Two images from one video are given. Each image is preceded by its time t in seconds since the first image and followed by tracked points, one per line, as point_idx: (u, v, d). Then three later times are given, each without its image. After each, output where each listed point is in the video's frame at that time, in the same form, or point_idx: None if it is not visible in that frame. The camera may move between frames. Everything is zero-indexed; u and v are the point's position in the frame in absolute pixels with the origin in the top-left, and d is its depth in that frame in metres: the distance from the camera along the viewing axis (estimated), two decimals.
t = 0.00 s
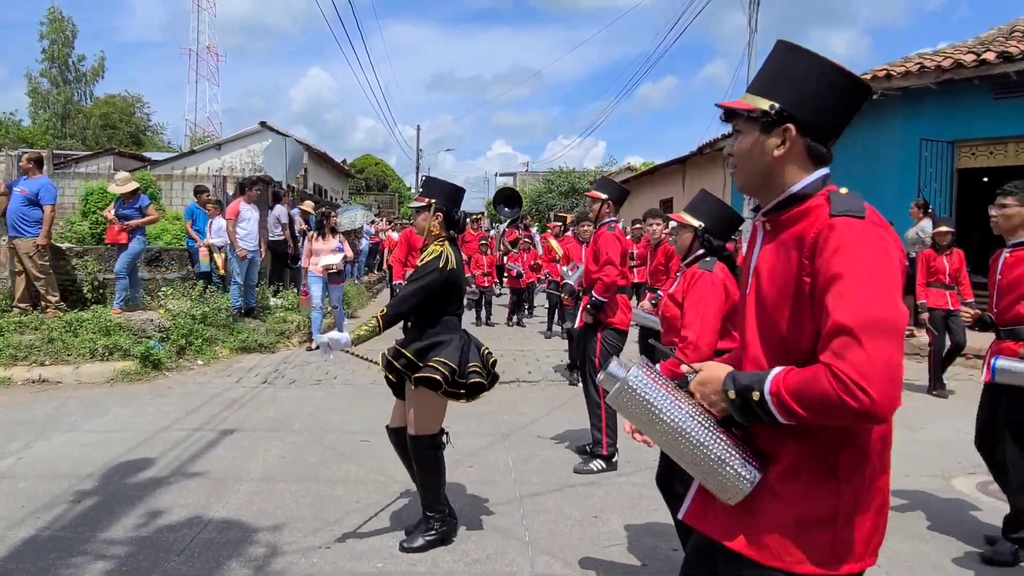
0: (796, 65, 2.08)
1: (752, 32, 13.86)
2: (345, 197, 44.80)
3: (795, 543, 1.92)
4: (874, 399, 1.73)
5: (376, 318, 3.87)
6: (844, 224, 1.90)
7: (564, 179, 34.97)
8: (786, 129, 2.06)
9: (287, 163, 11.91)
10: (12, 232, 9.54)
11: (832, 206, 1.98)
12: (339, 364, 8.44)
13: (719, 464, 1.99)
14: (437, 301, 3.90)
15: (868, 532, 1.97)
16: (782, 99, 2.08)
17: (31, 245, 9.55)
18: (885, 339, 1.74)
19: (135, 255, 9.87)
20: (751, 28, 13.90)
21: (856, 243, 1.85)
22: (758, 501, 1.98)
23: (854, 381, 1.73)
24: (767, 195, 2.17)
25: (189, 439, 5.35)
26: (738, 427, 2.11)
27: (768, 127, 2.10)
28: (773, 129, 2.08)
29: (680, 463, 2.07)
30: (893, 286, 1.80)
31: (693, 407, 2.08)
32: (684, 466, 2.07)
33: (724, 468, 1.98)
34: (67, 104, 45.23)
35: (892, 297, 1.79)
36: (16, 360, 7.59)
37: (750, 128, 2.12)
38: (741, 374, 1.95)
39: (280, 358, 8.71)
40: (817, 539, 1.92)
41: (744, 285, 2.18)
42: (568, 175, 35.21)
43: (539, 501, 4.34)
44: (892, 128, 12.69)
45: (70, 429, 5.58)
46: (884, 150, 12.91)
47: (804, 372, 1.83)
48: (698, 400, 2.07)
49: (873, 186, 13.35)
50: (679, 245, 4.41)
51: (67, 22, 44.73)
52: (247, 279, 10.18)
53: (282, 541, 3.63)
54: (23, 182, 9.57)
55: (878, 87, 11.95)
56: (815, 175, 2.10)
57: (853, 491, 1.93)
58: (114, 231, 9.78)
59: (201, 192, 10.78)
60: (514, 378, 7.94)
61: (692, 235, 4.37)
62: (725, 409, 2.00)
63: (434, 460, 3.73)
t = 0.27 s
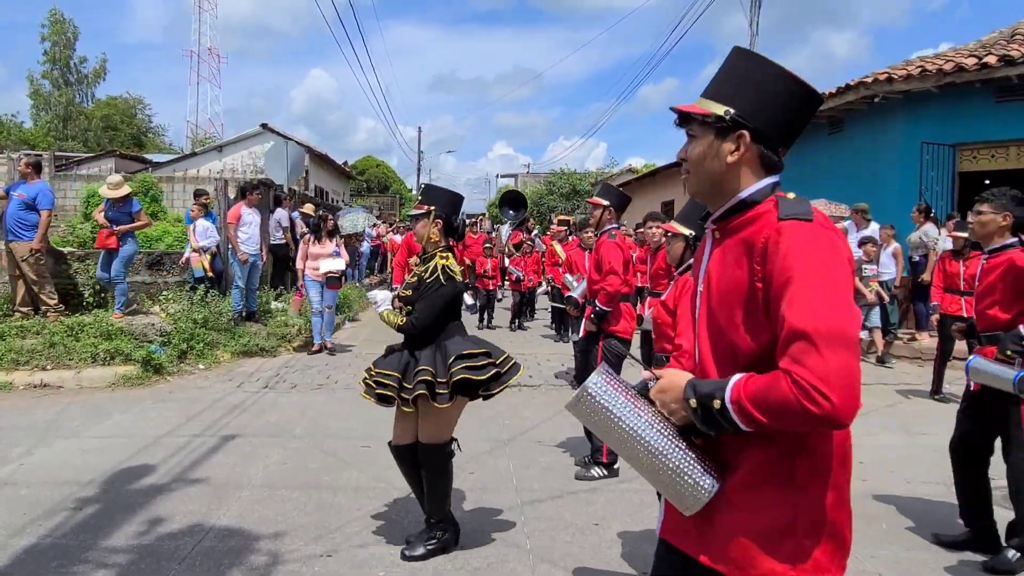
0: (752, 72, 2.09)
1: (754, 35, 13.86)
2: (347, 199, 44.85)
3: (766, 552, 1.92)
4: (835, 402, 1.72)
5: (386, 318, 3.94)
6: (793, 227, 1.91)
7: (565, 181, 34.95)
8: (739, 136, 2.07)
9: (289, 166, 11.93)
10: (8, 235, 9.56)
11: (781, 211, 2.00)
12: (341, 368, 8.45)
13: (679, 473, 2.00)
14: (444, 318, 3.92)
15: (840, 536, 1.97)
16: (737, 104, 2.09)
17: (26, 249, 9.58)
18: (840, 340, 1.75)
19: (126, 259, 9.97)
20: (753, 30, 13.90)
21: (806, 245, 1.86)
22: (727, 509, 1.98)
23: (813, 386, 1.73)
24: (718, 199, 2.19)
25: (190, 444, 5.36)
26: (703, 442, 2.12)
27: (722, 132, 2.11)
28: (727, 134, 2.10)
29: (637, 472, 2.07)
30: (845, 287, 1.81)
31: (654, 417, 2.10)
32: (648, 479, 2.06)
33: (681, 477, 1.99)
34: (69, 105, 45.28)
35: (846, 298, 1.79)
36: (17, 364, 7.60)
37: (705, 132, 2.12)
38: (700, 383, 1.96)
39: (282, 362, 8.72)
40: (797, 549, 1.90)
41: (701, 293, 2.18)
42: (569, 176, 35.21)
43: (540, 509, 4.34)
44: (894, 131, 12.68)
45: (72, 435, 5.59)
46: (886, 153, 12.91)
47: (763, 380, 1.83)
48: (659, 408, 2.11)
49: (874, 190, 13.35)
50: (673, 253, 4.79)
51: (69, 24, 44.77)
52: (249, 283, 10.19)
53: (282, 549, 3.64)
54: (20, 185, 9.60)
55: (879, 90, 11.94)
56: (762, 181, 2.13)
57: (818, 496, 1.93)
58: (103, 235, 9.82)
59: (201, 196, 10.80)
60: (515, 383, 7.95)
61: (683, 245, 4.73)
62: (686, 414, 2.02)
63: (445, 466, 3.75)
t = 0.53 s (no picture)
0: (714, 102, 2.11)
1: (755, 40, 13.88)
2: (348, 205, 44.89)
3: None
4: (813, 435, 1.76)
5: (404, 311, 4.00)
6: (759, 261, 1.93)
7: (566, 186, 34.97)
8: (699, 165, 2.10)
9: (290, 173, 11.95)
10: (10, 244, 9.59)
11: (745, 244, 2.01)
12: (342, 376, 8.45)
13: (655, 513, 2.03)
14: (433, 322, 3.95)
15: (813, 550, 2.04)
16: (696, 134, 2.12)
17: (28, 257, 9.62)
18: (815, 373, 1.78)
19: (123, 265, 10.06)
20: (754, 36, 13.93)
21: (775, 279, 1.88)
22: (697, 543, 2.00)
23: (790, 422, 1.75)
24: (680, 228, 2.22)
25: (192, 453, 5.36)
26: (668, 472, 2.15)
27: (682, 161, 2.13)
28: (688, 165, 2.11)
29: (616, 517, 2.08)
30: (813, 320, 1.84)
31: (625, 458, 2.11)
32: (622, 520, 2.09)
33: (662, 518, 2.01)
34: (70, 111, 45.34)
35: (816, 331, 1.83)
36: (19, 372, 7.60)
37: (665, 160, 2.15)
38: (673, 424, 1.97)
39: (283, 370, 8.72)
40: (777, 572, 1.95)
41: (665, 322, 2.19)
42: (570, 181, 35.23)
43: (542, 518, 4.34)
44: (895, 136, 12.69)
45: (73, 444, 5.59)
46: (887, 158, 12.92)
47: (738, 417, 1.85)
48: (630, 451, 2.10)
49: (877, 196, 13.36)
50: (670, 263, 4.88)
51: (70, 30, 44.87)
52: (250, 290, 10.20)
53: (284, 560, 3.64)
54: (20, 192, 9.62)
55: (880, 96, 11.96)
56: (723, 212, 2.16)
57: (791, 517, 1.99)
58: (97, 243, 9.84)
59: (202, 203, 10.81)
60: (516, 390, 7.95)
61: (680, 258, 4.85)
62: (659, 456, 2.03)
63: (416, 476, 3.71)
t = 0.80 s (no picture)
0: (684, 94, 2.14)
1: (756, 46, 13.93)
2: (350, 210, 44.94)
3: None
4: (762, 439, 1.78)
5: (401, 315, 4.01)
6: (723, 258, 1.95)
7: (568, 192, 34.98)
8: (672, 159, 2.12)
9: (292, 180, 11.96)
10: (13, 251, 9.61)
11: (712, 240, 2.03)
12: (345, 383, 8.45)
13: (591, 501, 2.07)
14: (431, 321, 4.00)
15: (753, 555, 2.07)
16: (668, 127, 2.15)
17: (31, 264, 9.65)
18: (768, 378, 1.81)
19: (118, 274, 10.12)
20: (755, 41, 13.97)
21: (736, 278, 1.90)
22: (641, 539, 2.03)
23: (740, 424, 1.77)
24: (654, 223, 2.25)
25: (195, 460, 5.37)
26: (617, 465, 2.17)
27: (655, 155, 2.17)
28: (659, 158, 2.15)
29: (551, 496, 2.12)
30: (770, 323, 1.85)
31: (571, 440, 2.14)
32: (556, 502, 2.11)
33: (592, 507, 2.06)
34: (73, 118, 45.41)
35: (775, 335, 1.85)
36: (23, 379, 7.61)
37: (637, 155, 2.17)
38: (626, 414, 1.98)
39: (286, 376, 8.73)
40: (715, 573, 1.97)
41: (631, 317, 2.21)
42: (572, 187, 35.25)
43: (546, 525, 4.35)
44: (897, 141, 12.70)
45: (76, 451, 5.60)
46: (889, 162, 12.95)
47: (691, 414, 1.86)
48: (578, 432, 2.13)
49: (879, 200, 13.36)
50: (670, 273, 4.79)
51: (72, 37, 44.92)
52: (252, 297, 10.21)
53: (287, 567, 3.64)
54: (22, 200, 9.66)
55: (881, 100, 11.98)
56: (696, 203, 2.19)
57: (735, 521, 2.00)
58: (97, 249, 9.81)
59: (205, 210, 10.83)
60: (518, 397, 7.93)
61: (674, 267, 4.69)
62: (608, 445, 2.04)
63: (432, 485, 3.73)
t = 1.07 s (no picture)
0: (639, 105, 2.14)
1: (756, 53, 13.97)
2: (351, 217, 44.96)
3: None
4: (657, 459, 1.69)
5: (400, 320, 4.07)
6: (643, 275, 1.90)
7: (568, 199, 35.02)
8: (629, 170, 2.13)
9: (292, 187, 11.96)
10: (13, 258, 9.59)
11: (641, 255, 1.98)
12: (346, 389, 8.45)
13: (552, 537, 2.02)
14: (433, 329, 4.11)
15: None
16: (624, 136, 2.14)
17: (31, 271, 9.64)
18: (667, 394, 1.72)
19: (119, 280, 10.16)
20: (754, 48, 14.01)
21: (651, 293, 1.83)
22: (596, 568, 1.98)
23: (640, 444, 1.71)
24: (609, 235, 2.23)
25: (196, 467, 5.36)
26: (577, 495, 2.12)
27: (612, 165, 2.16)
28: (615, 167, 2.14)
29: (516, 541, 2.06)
30: (683, 336, 1.77)
31: (526, 479, 2.12)
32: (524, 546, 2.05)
33: (557, 544, 2.01)
34: (74, 125, 45.47)
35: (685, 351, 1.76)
36: (23, 386, 7.59)
37: (592, 166, 2.18)
38: (560, 442, 1.98)
39: (287, 383, 8.72)
40: None
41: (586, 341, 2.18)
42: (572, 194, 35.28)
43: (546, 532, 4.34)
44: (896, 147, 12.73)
45: (76, 458, 5.58)
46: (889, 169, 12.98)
47: (604, 434, 1.82)
48: (530, 469, 2.11)
49: (879, 207, 13.37)
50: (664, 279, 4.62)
51: (73, 45, 44.97)
52: (253, 304, 10.20)
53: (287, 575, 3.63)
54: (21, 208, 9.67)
55: (881, 106, 12.00)
56: (648, 216, 2.20)
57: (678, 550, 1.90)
58: (97, 256, 9.80)
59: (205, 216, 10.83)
60: (519, 403, 7.92)
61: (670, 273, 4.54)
62: (552, 478, 2.01)
63: (434, 493, 3.70)
